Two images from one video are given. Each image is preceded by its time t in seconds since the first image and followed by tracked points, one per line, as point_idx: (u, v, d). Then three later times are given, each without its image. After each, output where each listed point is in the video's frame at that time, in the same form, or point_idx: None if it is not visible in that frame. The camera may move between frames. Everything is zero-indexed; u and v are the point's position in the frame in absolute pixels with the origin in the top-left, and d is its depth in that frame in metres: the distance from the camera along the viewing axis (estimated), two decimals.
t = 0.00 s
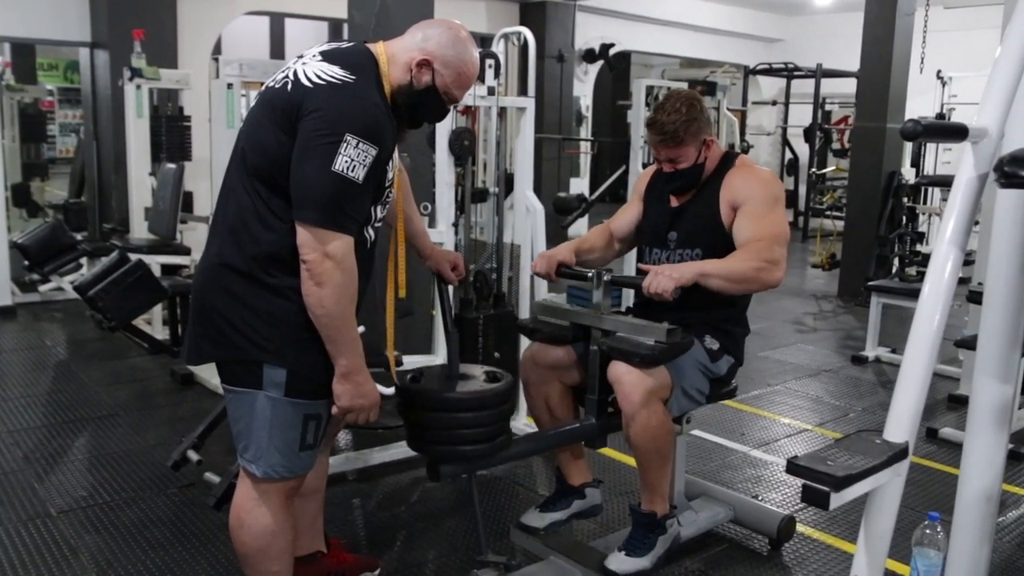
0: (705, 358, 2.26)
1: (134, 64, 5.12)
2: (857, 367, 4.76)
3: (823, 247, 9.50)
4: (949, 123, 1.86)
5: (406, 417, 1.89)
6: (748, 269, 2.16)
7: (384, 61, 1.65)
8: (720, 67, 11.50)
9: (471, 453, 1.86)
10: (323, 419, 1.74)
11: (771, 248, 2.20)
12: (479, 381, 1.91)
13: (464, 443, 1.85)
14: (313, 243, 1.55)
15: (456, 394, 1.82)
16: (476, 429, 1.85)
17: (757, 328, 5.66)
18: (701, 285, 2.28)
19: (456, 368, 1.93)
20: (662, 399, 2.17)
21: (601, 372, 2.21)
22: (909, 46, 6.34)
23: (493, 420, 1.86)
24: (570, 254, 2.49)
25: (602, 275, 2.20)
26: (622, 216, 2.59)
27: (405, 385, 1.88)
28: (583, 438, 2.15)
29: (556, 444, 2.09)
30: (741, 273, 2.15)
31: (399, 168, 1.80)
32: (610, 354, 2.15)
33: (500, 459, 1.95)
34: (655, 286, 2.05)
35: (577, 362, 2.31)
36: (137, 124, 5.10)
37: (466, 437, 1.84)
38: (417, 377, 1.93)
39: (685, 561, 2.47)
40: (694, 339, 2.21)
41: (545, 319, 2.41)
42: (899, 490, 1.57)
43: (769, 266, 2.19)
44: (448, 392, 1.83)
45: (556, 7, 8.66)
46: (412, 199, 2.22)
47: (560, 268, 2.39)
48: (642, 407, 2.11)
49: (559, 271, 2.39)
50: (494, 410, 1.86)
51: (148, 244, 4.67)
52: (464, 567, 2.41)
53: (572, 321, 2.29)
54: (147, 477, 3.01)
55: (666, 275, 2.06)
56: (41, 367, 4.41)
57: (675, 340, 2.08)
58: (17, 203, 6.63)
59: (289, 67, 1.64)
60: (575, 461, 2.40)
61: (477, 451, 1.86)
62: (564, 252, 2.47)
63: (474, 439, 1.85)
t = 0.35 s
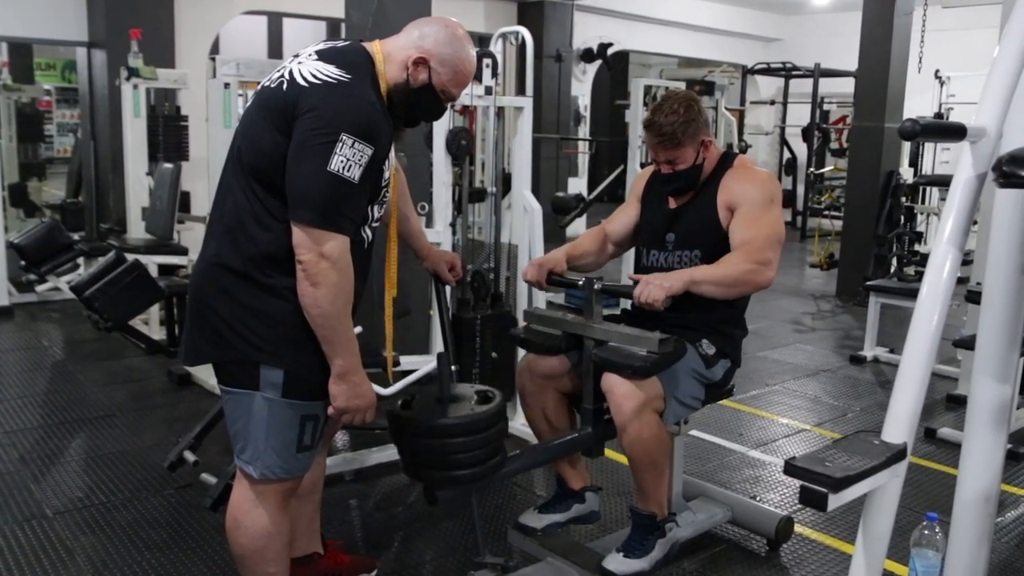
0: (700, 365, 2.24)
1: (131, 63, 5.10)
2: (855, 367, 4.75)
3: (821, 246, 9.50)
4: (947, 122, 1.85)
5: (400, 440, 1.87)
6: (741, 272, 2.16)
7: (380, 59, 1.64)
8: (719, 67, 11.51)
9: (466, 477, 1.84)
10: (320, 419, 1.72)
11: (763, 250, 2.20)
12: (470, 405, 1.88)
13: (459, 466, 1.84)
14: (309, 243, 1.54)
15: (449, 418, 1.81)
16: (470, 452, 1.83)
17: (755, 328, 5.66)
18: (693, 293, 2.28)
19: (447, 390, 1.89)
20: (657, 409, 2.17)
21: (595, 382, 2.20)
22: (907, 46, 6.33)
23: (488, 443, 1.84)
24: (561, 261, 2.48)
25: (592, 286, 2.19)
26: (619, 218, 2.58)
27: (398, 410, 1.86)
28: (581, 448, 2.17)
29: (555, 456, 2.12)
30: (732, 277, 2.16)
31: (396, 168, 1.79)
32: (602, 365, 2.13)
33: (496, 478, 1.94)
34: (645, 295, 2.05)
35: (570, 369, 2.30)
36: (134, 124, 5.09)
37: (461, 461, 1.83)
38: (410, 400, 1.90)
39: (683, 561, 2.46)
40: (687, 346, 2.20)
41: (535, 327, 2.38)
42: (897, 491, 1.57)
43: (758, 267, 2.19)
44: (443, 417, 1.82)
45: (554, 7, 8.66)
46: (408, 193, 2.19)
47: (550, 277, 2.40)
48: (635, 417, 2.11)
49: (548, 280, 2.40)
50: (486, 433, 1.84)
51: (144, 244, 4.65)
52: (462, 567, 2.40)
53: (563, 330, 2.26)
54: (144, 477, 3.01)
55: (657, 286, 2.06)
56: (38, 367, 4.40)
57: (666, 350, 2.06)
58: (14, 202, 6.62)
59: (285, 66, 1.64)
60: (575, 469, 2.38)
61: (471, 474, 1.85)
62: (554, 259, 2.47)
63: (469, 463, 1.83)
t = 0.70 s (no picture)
0: (703, 361, 2.24)
1: (130, 63, 5.09)
2: (855, 368, 4.74)
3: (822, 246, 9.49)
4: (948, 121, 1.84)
5: (399, 422, 1.87)
6: (746, 272, 2.15)
7: (377, 59, 1.64)
8: (719, 67, 11.48)
9: (466, 461, 1.84)
10: (317, 421, 1.72)
11: (767, 250, 2.18)
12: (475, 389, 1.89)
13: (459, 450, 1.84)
14: (308, 243, 1.53)
15: (448, 401, 1.81)
16: (470, 435, 1.83)
17: (755, 328, 5.65)
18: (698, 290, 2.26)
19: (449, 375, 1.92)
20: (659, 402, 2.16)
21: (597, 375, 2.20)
22: (908, 45, 6.32)
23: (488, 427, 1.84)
24: (564, 255, 2.47)
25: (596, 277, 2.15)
26: (619, 216, 2.58)
27: (398, 392, 1.87)
28: (581, 439, 2.15)
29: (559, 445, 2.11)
30: (735, 276, 2.14)
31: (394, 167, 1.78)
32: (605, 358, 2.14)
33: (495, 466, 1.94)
34: (650, 289, 2.05)
35: (572, 363, 2.30)
36: (133, 124, 5.08)
37: (459, 445, 1.83)
38: (411, 385, 1.91)
39: (683, 563, 2.45)
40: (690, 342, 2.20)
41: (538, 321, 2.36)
42: (898, 492, 1.56)
43: (766, 270, 2.17)
44: (444, 400, 1.81)
45: (554, 7, 8.65)
46: (405, 191, 2.17)
47: (555, 269, 2.39)
48: (638, 410, 2.09)
49: (553, 272, 2.38)
50: (485, 418, 1.84)
51: (143, 244, 4.65)
52: (460, 569, 2.39)
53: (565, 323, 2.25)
54: (142, 478, 3.00)
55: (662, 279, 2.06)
56: (37, 368, 4.39)
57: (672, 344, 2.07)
58: (14, 202, 6.62)
59: (282, 66, 1.63)
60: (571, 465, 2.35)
61: (471, 458, 1.85)
62: (559, 253, 2.45)
63: (468, 447, 1.84)
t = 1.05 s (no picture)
0: (699, 366, 2.22)
1: (132, 64, 5.09)
2: (857, 369, 4.73)
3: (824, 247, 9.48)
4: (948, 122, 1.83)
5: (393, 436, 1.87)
6: (740, 275, 2.15)
7: (374, 59, 1.63)
8: (722, 67, 11.46)
9: (462, 475, 1.84)
10: (315, 423, 1.71)
11: (767, 251, 2.19)
12: (467, 402, 1.87)
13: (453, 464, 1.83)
14: (304, 245, 1.52)
15: (445, 416, 1.80)
16: (464, 449, 1.83)
17: (757, 329, 5.64)
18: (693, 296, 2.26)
19: (444, 389, 1.90)
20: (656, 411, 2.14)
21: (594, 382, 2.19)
22: (911, 45, 6.30)
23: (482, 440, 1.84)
24: (562, 261, 2.46)
25: (591, 284, 2.17)
26: (620, 220, 2.56)
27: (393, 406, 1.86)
28: (578, 448, 2.16)
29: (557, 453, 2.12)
30: (736, 279, 2.15)
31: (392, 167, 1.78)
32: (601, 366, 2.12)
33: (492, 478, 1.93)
34: (645, 296, 2.03)
35: (568, 369, 2.27)
36: (135, 124, 5.08)
37: (453, 459, 1.82)
38: (407, 399, 1.90)
39: (682, 565, 2.45)
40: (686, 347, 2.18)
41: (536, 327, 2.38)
42: (897, 495, 1.55)
43: (764, 272, 2.18)
44: (437, 415, 1.81)
45: (556, 8, 8.64)
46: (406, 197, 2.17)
47: (550, 276, 2.38)
48: (633, 418, 2.09)
49: (549, 279, 2.38)
50: (481, 430, 1.83)
51: (144, 244, 4.65)
52: (459, 571, 2.39)
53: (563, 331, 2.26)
54: (142, 479, 3.00)
55: (657, 286, 2.05)
56: (39, 369, 4.39)
57: (666, 349, 2.07)
58: (16, 203, 6.62)
59: (278, 68, 1.62)
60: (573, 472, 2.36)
61: (466, 471, 1.84)
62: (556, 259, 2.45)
63: (463, 461, 1.83)
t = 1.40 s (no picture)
0: (698, 362, 2.22)
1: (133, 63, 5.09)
2: (859, 368, 4.72)
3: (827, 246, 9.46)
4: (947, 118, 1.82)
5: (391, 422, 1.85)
6: (741, 273, 2.14)
7: (369, 57, 1.63)
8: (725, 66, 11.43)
9: (457, 465, 1.83)
10: (310, 421, 1.70)
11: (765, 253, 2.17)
12: (467, 394, 1.87)
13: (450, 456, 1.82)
14: (298, 242, 1.52)
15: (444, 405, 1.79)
16: (464, 440, 1.82)
17: (759, 328, 5.62)
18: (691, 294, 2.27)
19: (443, 379, 1.89)
20: (654, 405, 2.14)
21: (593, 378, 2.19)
22: (914, 43, 6.28)
23: (479, 432, 1.82)
24: (561, 256, 2.46)
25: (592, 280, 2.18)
26: (619, 216, 2.56)
27: (392, 395, 1.85)
28: (577, 443, 2.13)
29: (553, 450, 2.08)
30: (734, 278, 2.13)
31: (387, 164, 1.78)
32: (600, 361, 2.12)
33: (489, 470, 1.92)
34: (645, 290, 2.03)
35: (567, 366, 2.28)
36: (136, 123, 5.08)
37: (454, 449, 1.82)
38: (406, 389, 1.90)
39: (681, 565, 2.44)
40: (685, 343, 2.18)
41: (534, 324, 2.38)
42: (894, 496, 1.54)
43: (760, 271, 2.16)
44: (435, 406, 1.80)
45: (559, 7, 8.63)
46: (401, 191, 2.16)
47: (550, 272, 2.38)
48: (633, 412, 2.08)
49: (549, 275, 2.38)
50: (479, 422, 1.82)
51: (145, 243, 4.64)
52: (457, 570, 2.38)
53: (562, 326, 2.26)
54: (141, 477, 3.00)
55: (655, 282, 2.04)
56: (40, 367, 4.40)
57: (665, 345, 2.04)
58: (19, 202, 6.63)
59: (273, 66, 1.62)
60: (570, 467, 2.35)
61: (464, 463, 1.83)
62: (555, 253, 2.45)
63: (462, 452, 1.82)
